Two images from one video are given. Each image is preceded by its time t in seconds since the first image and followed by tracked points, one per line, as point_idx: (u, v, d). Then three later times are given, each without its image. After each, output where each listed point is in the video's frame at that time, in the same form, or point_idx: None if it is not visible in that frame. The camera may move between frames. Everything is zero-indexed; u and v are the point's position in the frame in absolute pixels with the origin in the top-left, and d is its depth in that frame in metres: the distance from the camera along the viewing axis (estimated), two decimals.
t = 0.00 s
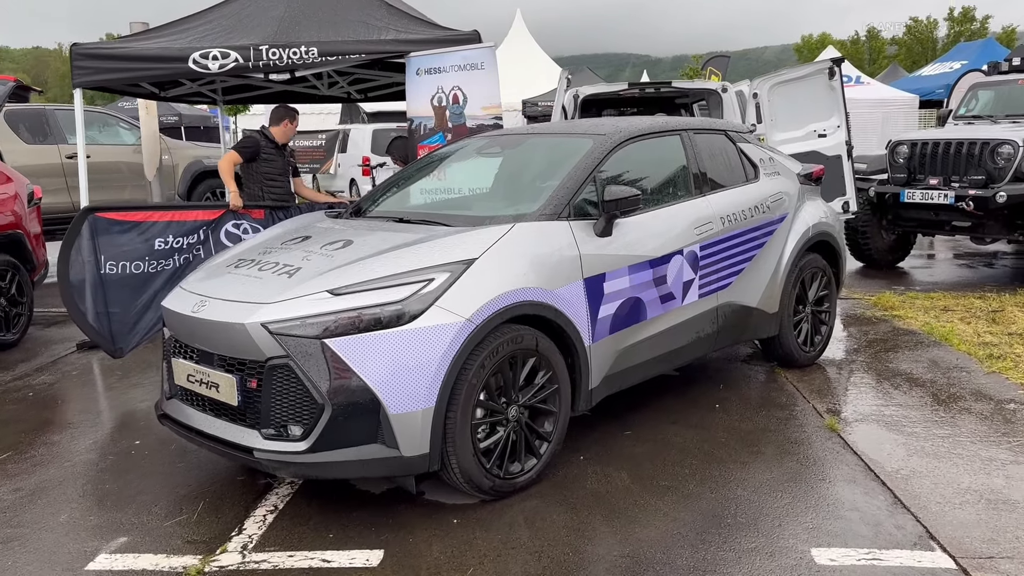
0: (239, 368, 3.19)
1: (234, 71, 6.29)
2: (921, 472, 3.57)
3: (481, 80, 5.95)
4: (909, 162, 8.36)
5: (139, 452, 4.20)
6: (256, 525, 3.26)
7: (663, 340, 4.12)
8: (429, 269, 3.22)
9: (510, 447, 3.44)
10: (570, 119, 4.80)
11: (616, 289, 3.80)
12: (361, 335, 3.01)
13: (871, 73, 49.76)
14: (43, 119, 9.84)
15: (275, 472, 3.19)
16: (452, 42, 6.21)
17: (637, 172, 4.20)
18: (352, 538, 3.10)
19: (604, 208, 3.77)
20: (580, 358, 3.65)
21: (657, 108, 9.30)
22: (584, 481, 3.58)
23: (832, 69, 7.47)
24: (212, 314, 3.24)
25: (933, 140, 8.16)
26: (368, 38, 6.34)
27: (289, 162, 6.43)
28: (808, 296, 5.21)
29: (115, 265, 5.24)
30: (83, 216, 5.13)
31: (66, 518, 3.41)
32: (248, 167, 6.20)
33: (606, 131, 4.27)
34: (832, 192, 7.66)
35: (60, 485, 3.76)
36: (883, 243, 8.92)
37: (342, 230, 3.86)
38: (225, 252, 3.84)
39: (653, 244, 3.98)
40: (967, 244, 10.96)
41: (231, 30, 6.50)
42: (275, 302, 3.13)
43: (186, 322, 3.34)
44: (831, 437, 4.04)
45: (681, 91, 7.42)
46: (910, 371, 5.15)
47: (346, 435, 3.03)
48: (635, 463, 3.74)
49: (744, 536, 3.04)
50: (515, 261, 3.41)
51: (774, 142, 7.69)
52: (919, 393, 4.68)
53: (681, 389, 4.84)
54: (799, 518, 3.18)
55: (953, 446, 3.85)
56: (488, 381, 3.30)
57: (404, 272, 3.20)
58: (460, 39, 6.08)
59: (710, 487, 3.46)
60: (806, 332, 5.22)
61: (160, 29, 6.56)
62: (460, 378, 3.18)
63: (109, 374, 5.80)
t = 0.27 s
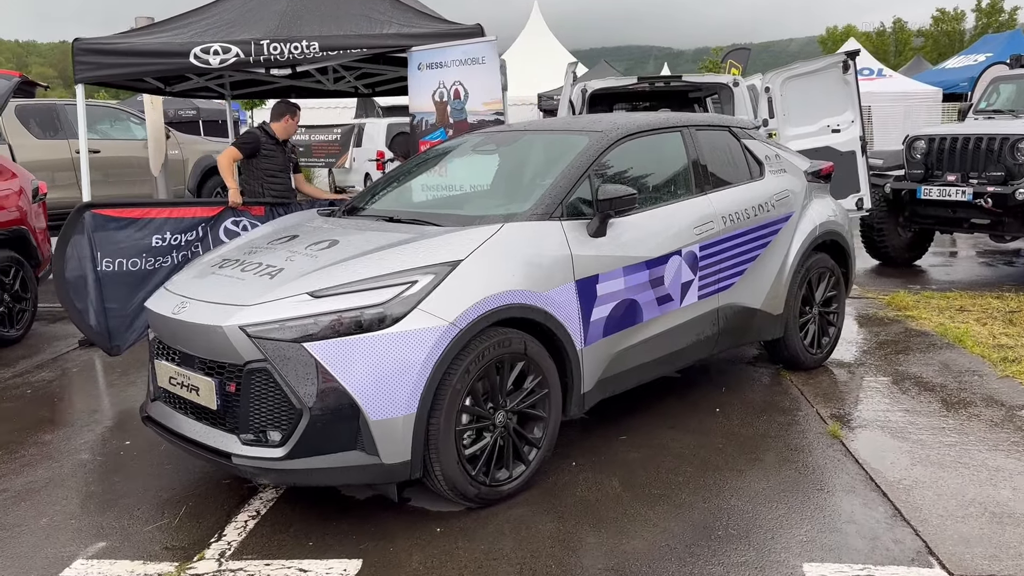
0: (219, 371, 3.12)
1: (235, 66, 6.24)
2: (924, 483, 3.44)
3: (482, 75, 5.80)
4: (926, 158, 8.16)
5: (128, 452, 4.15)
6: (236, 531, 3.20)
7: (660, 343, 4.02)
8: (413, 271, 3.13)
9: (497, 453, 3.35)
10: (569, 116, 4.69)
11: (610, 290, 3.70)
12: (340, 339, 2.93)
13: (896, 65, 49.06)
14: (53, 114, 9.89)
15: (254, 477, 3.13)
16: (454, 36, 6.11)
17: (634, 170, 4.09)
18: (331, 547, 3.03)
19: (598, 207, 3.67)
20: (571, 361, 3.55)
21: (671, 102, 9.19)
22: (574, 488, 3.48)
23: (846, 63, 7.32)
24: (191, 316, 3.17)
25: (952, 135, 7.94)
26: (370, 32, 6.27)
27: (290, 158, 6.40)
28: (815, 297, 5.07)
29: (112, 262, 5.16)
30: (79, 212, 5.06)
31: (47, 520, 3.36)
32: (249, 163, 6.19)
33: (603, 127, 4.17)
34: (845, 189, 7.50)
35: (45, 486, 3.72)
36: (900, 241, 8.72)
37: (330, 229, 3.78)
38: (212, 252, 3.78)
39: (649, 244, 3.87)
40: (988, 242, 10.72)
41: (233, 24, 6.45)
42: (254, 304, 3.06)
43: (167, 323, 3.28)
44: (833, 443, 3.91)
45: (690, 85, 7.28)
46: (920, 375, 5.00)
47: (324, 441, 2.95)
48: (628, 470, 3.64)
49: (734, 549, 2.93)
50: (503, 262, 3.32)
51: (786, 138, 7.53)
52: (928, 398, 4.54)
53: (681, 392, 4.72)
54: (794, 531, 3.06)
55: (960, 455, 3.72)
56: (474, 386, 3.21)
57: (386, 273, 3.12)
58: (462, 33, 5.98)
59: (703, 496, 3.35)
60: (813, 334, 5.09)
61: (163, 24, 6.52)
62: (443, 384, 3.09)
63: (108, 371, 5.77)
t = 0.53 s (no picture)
0: (198, 370, 3.08)
1: (236, 61, 6.22)
2: (921, 488, 3.35)
3: (482, 69, 5.77)
4: (941, 153, 7.97)
5: (118, 449, 4.14)
6: (216, 532, 3.17)
7: (654, 343, 3.95)
8: (394, 269, 3.08)
9: (481, 454, 3.30)
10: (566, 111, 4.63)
11: (600, 289, 3.63)
12: (317, 338, 2.88)
13: (920, 58, 48.37)
14: (65, 109, 9.95)
15: (234, 478, 3.09)
16: (456, 31, 6.06)
17: (629, 167, 4.02)
18: (309, 549, 2.99)
19: (588, 205, 3.60)
20: (559, 362, 3.49)
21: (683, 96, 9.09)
22: (561, 490, 3.42)
23: (857, 56, 7.20)
24: (172, 314, 3.14)
25: (967, 130, 7.80)
26: (371, 27, 6.23)
27: (290, 153, 6.41)
28: (819, 296, 4.97)
29: (106, 257, 5.16)
30: (74, 206, 5.07)
31: (29, 518, 3.34)
32: (249, 158, 6.18)
33: (597, 123, 4.09)
34: (857, 184, 7.36)
35: (32, 483, 3.71)
36: (914, 238, 8.55)
37: (317, 225, 3.74)
38: (199, 249, 3.75)
39: (642, 242, 3.80)
40: (1007, 239, 10.52)
41: (236, 19, 6.43)
42: (232, 302, 3.02)
43: (148, 321, 3.26)
44: (830, 446, 3.82)
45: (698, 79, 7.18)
46: (926, 376, 4.88)
47: (301, 442, 2.91)
48: (617, 472, 3.57)
49: (718, 556, 2.85)
50: (488, 261, 3.26)
51: (796, 133, 7.39)
52: (932, 401, 4.43)
53: (679, 392, 4.65)
54: (781, 537, 2.98)
55: (960, 460, 3.61)
56: (457, 387, 3.15)
57: (367, 271, 3.06)
58: (463, 27, 5.91)
59: (691, 500, 3.28)
60: (817, 334, 4.99)
61: (166, 19, 6.52)
62: (424, 384, 3.04)
63: (108, 366, 5.77)
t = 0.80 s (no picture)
0: (188, 362, 3.11)
1: (242, 56, 6.26)
2: (913, 486, 3.32)
3: (486, 64, 5.76)
4: (953, 149, 7.87)
5: (117, 440, 4.19)
6: (207, 523, 3.20)
7: (648, 338, 3.94)
8: (382, 263, 3.09)
9: (470, 448, 3.30)
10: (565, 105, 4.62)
11: (592, 284, 3.62)
12: (304, 331, 2.90)
13: (944, 53, 47.79)
14: (79, 105, 10.08)
15: (223, 469, 3.12)
16: (460, 26, 6.05)
17: (624, 161, 4.00)
18: (296, 541, 3.01)
19: (580, 199, 3.59)
20: (550, 356, 3.49)
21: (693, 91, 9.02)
22: (550, 485, 3.42)
23: (868, 51, 7.08)
24: (163, 307, 3.17)
25: (980, 125, 7.71)
26: (376, 22, 6.25)
27: (294, 149, 6.46)
28: (820, 292, 4.93)
29: (111, 251, 5.21)
30: (75, 202, 5.08)
31: (26, 506, 3.39)
32: (253, 152, 6.26)
33: (593, 117, 4.08)
34: (867, 180, 7.23)
35: (31, 472, 3.77)
36: (926, 233, 8.45)
37: (311, 219, 3.76)
38: (196, 243, 3.78)
39: (636, 237, 3.79)
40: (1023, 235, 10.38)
41: (243, 15, 6.47)
42: (222, 296, 3.05)
43: (142, 314, 3.29)
44: (825, 443, 3.79)
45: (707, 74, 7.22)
46: (928, 374, 4.83)
47: (288, 434, 2.92)
48: (608, 468, 3.56)
49: (701, 552, 2.85)
50: (477, 255, 3.26)
51: (806, 128, 7.37)
52: (933, 398, 4.38)
53: (677, 387, 4.63)
54: (767, 533, 2.97)
55: (955, 458, 3.58)
56: (445, 381, 3.16)
57: (355, 265, 3.08)
58: (467, 22, 5.92)
59: (680, 496, 3.27)
60: (818, 330, 4.95)
61: (174, 15, 6.57)
62: (412, 378, 3.05)
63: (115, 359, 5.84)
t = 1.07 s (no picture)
0: (185, 354, 3.17)
1: (250, 53, 6.33)
2: (903, 482, 3.33)
3: (489, 61, 5.78)
4: (964, 146, 7.85)
5: (120, 431, 4.26)
6: (203, 512, 3.26)
7: (643, 334, 3.96)
8: (375, 258, 3.13)
9: (462, 441, 3.34)
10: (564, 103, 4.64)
11: (586, 280, 3.65)
12: (296, 325, 2.95)
13: (965, 50, 47.30)
14: (94, 102, 10.22)
15: (218, 460, 3.18)
16: (464, 24, 6.09)
17: (620, 158, 4.04)
18: (289, 530, 3.06)
19: (573, 196, 3.62)
20: (542, 351, 3.52)
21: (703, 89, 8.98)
22: (542, 478, 3.45)
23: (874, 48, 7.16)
24: (161, 301, 3.24)
25: (990, 123, 7.69)
26: (382, 20, 6.30)
27: (302, 146, 6.52)
28: (821, 289, 4.93)
29: (120, 246, 5.31)
30: (80, 199, 5.22)
31: (28, 495, 3.47)
32: (260, 149, 6.36)
33: (590, 115, 4.11)
34: (873, 178, 7.19)
35: (35, 462, 3.85)
36: (936, 232, 8.38)
37: (309, 215, 3.81)
38: (196, 238, 3.85)
39: (630, 233, 3.82)
40: None
41: (251, 13, 6.54)
42: (217, 289, 3.11)
43: (141, 308, 3.36)
44: (818, 438, 3.80)
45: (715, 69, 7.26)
46: (928, 371, 4.83)
47: (281, 426, 2.97)
48: (601, 462, 3.60)
49: (687, 544, 2.88)
50: (470, 250, 3.30)
51: (813, 125, 7.29)
52: (931, 396, 4.38)
53: (675, 384, 4.65)
54: (754, 526, 2.99)
55: (948, 455, 3.58)
56: (437, 374, 3.20)
57: (348, 260, 3.12)
58: (472, 20, 5.97)
59: (669, 490, 3.30)
60: (819, 327, 4.95)
61: (184, 13, 6.66)
62: (403, 371, 3.10)
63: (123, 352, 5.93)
